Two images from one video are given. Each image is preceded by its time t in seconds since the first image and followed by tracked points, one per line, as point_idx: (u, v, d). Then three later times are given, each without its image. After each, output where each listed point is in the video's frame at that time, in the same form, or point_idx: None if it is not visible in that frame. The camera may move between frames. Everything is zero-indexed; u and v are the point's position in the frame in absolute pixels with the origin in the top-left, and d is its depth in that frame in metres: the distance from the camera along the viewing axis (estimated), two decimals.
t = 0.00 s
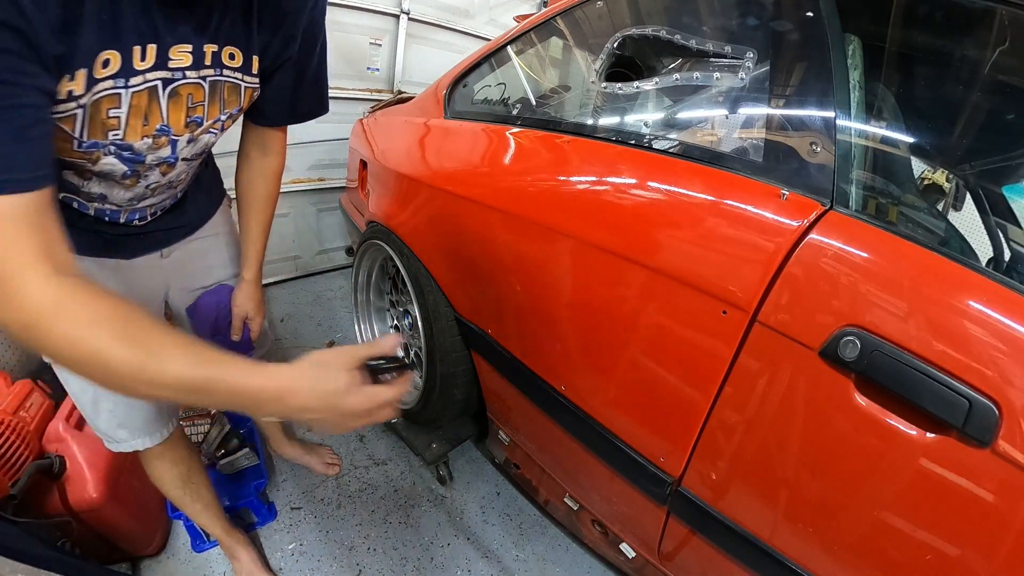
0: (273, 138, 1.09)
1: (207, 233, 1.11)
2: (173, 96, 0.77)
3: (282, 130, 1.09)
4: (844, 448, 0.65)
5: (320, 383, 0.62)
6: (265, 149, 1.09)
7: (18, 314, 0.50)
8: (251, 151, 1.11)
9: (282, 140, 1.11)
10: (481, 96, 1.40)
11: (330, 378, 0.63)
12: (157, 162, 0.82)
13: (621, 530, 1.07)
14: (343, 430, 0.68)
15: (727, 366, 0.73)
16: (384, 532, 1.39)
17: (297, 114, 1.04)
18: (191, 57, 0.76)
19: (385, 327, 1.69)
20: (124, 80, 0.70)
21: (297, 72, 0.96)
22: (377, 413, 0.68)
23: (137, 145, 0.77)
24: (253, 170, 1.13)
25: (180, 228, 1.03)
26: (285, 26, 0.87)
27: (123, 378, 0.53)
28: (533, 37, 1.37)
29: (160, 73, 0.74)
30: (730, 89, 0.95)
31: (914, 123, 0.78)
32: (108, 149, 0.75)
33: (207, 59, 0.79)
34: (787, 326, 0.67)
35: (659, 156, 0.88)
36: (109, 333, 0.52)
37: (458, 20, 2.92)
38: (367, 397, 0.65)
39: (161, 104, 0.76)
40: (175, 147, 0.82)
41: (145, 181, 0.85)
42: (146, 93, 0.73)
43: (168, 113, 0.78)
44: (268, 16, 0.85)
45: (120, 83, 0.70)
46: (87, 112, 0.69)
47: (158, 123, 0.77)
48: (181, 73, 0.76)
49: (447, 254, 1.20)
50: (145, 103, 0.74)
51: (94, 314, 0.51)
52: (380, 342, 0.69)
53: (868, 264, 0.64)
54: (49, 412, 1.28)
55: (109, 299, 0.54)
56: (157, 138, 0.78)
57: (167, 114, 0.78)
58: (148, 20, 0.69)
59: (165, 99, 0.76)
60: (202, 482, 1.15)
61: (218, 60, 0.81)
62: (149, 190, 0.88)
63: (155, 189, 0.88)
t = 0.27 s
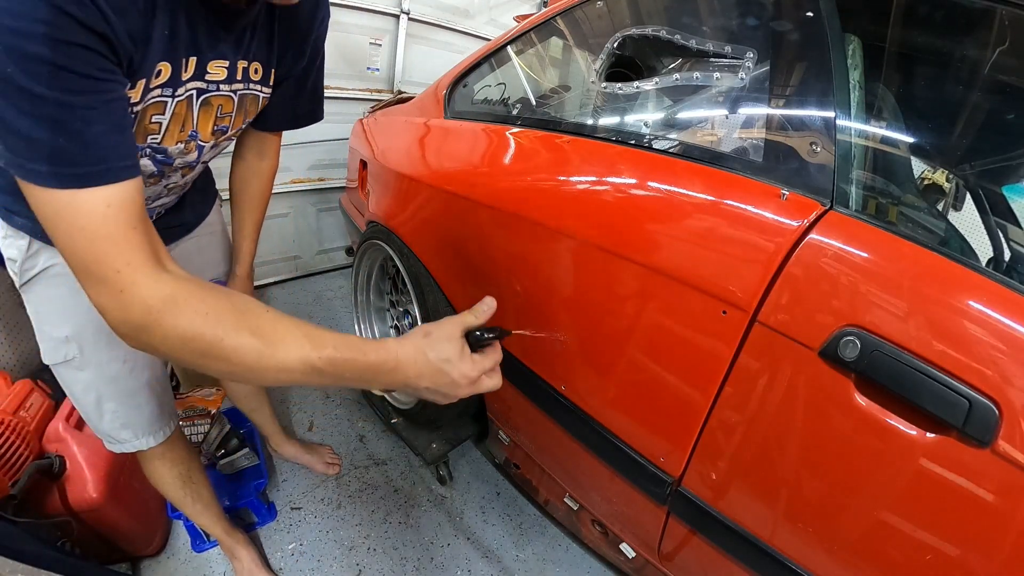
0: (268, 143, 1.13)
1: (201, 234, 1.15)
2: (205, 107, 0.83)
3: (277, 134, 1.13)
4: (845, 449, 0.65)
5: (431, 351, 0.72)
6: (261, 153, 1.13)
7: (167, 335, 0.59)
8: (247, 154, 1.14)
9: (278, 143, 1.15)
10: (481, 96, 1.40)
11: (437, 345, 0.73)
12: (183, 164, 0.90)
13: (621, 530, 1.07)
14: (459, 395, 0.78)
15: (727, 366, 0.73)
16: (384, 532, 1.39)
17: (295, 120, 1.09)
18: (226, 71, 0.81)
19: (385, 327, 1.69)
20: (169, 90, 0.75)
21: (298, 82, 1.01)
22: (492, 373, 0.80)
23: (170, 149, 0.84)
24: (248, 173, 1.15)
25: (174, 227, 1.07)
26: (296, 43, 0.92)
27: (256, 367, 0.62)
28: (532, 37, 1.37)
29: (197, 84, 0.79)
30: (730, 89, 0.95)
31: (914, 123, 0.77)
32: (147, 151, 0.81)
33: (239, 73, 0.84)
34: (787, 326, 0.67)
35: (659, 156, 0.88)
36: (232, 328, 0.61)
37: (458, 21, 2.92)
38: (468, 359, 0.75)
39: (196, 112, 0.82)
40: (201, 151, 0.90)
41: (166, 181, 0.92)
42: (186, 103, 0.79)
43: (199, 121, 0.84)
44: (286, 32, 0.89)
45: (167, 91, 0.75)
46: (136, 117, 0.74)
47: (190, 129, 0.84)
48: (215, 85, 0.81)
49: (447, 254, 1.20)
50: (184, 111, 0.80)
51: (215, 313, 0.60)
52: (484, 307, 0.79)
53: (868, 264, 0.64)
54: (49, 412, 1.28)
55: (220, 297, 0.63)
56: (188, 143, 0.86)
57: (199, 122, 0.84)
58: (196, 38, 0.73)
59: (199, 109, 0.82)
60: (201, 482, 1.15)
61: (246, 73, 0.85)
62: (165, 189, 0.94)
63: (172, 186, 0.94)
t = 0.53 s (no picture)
0: (271, 144, 1.13)
1: (202, 234, 1.16)
2: (216, 109, 0.83)
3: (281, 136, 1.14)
4: (845, 449, 0.65)
5: (409, 350, 0.70)
6: (264, 154, 1.13)
7: (157, 330, 0.59)
8: (249, 156, 1.14)
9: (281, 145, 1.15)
10: (481, 96, 1.40)
11: (418, 345, 0.71)
12: (191, 165, 0.90)
13: (621, 530, 1.07)
14: (440, 398, 0.76)
15: (727, 366, 0.73)
16: (384, 532, 1.39)
17: (300, 123, 1.09)
18: (237, 74, 0.81)
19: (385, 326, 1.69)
20: (183, 92, 0.75)
21: (305, 85, 1.01)
22: (474, 377, 0.77)
23: (181, 150, 0.84)
24: (251, 175, 1.16)
25: (174, 228, 1.07)
26: (304, 47, 0.92)
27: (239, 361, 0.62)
28: (532, 37, 1.37)
29: (210, 87, 0.79)
30: (730, 89, 0.95)
31: (914, 122, 0.77)
32: (158, 152, 0.81)
33: (249, 76, 0.84)
34: (786, 325, 0.67)
35: (659, 156, 0.88)
36: (221, 324, 0.61)
37: (458, 21, 2.92)
38: (449, 363, 0.73)
39: (208, 114, 0.82)
40: (209, 152, 0.90)
41: (175, 182, 0.92)
42: (197, 105, 0.79)
43: (210, 123, 0.84)
44: (296, 38, 0.89)
45: (180, 94, 0.75)
46: (146, 118, 0.74)
47: (201, 131, 0.84)
48: (227, 88, 0.81)
49: (447, 254, 1.20)
50: (196, 113, 0.80)
51: (206, 311, 0.61)
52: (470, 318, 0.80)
53: (868, 264, 0.64)
54: (49, 412, 1.28)
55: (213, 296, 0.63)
56: (198, 144, 0.86)
57: (210, 124, 0.84)
58: (210, 40, 0.73)
59: (211, 111, 0.82)
60: (202, 482, 1.15)
61: (255, 76, 0.86)
62: (173, 190, 0.94)
63: (179, 187, 0.94)
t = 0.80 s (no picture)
0: (275, 146, 1.14)
1: (205, 235, 1.16)
2: (220, 112, 0.83)
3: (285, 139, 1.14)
4: (845, 449, 0.65)
5: (387, 345, 0.70)
6: (268, 156, 1.13)
7: (133, 340, 0.59)
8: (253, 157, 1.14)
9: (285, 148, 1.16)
10: (481, 96, 1.40)
11: (396, 339, 0.71)
12: (194, 167, 0.90)
13: (621, 530, 1.07)
14: (427, 384, 0.76)
15: (727, 366, 0.73)
16: (384, 532, 1.39)
17: (304, 126, 1.09)
18: (241, 77, 0.81)
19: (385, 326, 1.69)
20: (186, 96, 0.75)
21: (309, 89, 1.01)
22: (459, 350, 0.77)
23: (184, 153, 0.84)
24: (255, 177, 1.16)
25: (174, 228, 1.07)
26: (308, 50, 0.92)
27: (215, 368, 0.62)
28: (532, 37, 1.37)
29: (214, 91, 0.79)
30: (730, 89, 0.95)
31: (914, 122, 0.77)
32: (160, 155, 0.81)
33: (252, 79, 0.84)
34: (786, 325, 0.67)
35: (659, 156, 0.88)
36: (194, 331, 0.60)
37: (458, 21, 2.92)
38: (431, 351, 0.73)
39: (211, 117, 0.82)
40: (212, 155, 0.90)
41: (177, 185, 0.92)
42: (201, 109, 0.79)
43: (213, 126, 0.84)
44: (300, 41, 0.89)
45: (182, 97, 0.75)
46: (148, 122, 0.74)
47: (205, 134, 0.84)
48: (231, 91, 0.81)
49: (447, 254, 1.20)
50: (199, 117, 0.80)
51: (178, 317, 0.60)
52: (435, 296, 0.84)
53: (868, 264, 0.64)
54: (49, 412, 1.28)
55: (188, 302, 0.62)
56: (201, 148, 0.86)
57: (213, 127, 0.84)
58: (214, 43, 0.73)
59: (214, 115, 0.83)
60: (202, 483, 1.15)
61: (258, 79, 0.86)
62: (175, 193, 0.94)
63: (181, 189, 0.94)
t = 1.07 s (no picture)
0: (279, 147, 1.13)
1: (205, 236, 1.16)
2: (219, 114, 0.83)
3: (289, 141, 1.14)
4: (845, 449, 0.65)
5: (384, 321, 0.68)
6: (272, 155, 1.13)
7: (126, 340, 0.60)
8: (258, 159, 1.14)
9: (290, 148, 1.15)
10: (481, 96, 1.40)
11: (392, 315, 0.69)
12: (192, 169, 0.90)
13: (621, 530, 1.07)
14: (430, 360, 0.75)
15: (727, 366, 0.73)
16: (384, 532, 1.39)
17: (307, 128, 1.09)
18: (239, 79, 0.81)
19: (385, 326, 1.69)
20: (183, 97, 0.75)
21: (309, 89, 1.01)
22: (458, 323, 0.76)
23: (182, 155, 0.84)
24: (260, 177, 1.15)
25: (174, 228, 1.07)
26: (308, 51, 0.92)
27: (209, 361, 0.62)
28: (532, 37, 1.37)
29: (212, 92, 0.79)
30: (730, 89, 0.95)
31: (914, 123, 0.77)
32: (157, 156, 0.81)
33: (251, 80, 0.84)
34: (786, 325, 0.67)
35: (659, 156, 0.88)
36: (185, 326, 0.61)
37: (458, 21, 2.92)
38: (429, 324, 0.71)
39: (210, 119, 0.82)
40: (211, 156, 0.90)
41: (175, 186, 0.92)
42: (199, 110, 0.79)
43: (212, 127, 0.84)
44: (300, 43, 0.89)
45: (180, 99, 0.75)
46: (145, 123, 0.74)
47: (203, 136, 0.84)
48: (229, 92, 0.81)
49: (447, 253, 1.20)
50: (197, 118, 0.80)
51: (168, 312, 0.60)
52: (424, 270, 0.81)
53: (868, 264, 0.64)
54: (49, 412, 1.28)
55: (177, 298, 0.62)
56: (200, 149, 0.86)
57: (212, 128, 0.84)
58: (213, 44, 0.73)
59: (213, 116, 0.82)
60: (202, 483, 1.15)
61: (257, 81, 0.85)
62: (174, 194, 0.94)
63: (180, 191, 0.94)
